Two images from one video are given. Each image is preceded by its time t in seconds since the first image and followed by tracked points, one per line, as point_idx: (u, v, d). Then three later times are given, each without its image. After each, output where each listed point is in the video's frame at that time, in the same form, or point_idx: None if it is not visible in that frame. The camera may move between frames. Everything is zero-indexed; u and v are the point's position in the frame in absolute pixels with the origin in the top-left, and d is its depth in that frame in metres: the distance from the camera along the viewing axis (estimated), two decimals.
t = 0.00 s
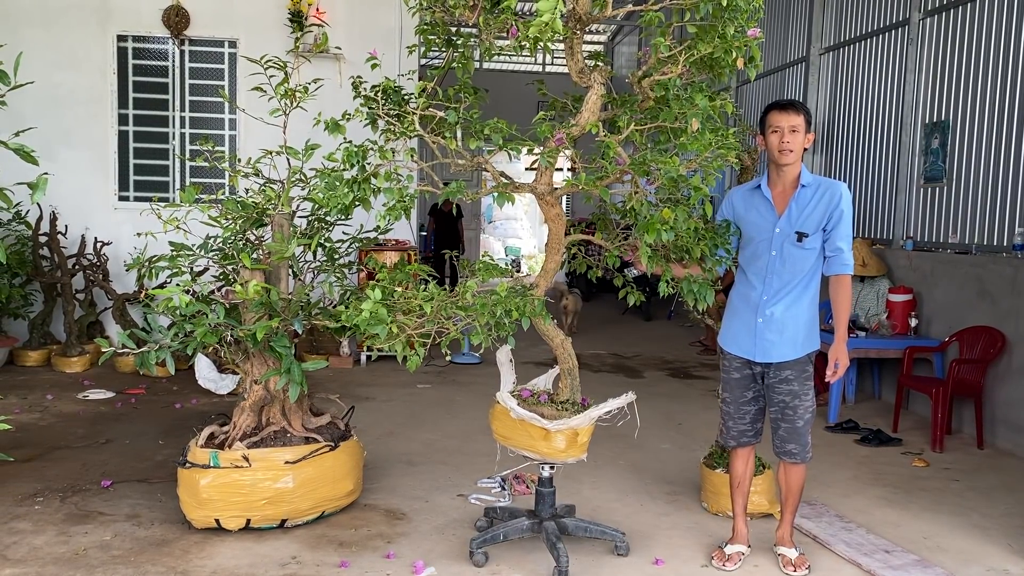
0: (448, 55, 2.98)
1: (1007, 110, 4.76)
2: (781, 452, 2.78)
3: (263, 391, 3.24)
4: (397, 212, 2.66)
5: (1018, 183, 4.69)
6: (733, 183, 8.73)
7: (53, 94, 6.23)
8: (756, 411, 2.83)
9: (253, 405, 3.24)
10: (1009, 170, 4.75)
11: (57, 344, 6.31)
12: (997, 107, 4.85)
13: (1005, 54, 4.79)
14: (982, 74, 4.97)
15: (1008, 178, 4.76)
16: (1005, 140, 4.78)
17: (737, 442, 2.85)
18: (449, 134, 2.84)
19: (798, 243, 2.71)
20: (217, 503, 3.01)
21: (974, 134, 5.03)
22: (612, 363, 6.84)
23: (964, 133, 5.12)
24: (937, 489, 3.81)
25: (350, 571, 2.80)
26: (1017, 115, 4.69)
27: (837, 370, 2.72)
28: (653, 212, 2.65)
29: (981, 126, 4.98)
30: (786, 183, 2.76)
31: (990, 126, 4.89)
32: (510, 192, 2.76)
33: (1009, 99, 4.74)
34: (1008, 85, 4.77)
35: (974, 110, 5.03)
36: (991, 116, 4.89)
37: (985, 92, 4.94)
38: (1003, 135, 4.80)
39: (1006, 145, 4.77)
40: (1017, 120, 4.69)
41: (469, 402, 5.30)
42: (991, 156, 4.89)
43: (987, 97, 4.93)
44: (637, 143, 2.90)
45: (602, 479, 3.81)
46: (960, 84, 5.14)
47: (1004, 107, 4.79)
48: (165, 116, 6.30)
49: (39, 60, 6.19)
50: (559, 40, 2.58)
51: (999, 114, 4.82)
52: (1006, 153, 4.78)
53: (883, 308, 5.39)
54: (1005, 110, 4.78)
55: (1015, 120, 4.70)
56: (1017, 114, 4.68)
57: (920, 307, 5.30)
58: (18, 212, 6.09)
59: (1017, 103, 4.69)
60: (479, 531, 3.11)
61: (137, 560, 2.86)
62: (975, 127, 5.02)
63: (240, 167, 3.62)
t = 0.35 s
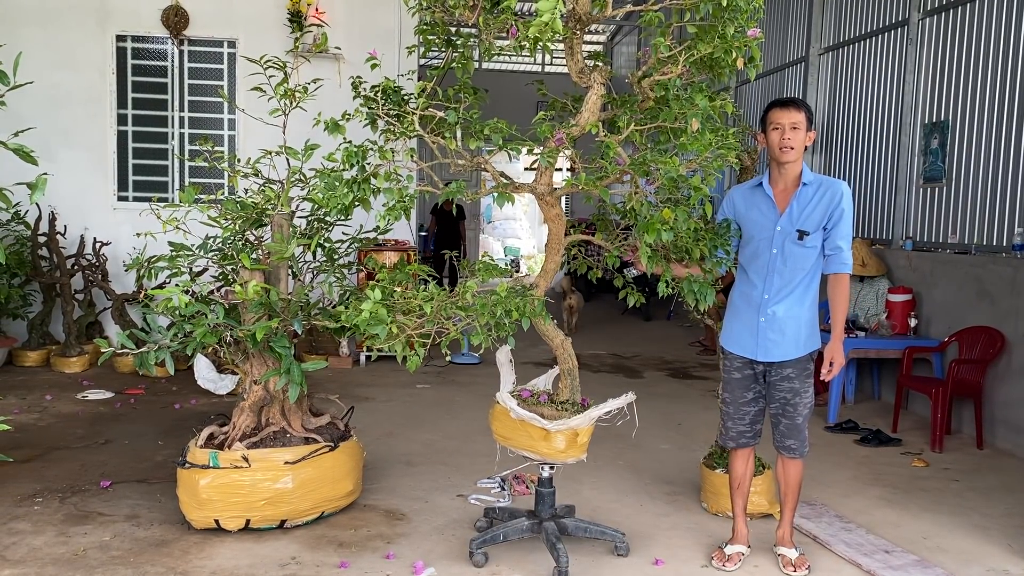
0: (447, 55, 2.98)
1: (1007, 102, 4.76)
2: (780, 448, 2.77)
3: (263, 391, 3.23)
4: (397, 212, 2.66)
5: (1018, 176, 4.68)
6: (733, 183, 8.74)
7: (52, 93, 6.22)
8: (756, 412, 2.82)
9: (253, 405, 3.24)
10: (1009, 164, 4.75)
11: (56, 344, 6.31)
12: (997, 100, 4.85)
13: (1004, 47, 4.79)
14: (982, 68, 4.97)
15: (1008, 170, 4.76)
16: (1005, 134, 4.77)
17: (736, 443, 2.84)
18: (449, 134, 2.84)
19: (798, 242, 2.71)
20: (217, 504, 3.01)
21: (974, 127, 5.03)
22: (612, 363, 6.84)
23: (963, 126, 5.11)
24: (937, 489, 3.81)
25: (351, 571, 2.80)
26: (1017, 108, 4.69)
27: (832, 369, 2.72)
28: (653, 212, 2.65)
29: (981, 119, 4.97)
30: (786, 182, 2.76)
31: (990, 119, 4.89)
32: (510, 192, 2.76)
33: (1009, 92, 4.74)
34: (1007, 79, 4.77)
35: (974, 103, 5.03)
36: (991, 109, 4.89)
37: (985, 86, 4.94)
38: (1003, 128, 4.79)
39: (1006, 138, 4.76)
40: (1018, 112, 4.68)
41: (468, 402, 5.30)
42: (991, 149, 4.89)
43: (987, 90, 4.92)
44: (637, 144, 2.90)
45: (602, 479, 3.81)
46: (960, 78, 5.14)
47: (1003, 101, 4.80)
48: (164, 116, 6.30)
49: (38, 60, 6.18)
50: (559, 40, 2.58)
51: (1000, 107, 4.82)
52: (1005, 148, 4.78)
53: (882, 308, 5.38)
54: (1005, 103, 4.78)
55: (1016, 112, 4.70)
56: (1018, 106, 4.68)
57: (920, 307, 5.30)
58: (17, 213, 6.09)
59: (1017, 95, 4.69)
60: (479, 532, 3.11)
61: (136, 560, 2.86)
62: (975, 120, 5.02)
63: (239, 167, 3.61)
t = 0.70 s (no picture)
0: (447, 56, 2.98)
1: (1007, 92, 4.76)
2: (779, 449, 2.78)
3: (263, 392, 3.23)
4: (397, 213, 2.66)
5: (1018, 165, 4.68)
6: (732, 184, 8.75)
7: (52, 94, 6.22)
8: (755, 413, 2.82)
9: (252, 406, 3.23)
10: (1009, 157, 4.75)
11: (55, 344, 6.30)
12: (996, 91, 4.85)
13: (1003, 36, 4.80)
14: (981, 62, 4.97)
15: (1008, 160, 4.75)
16: (1005, 124, 4.77)
17: (735, 444, 2.84)
18: (450, 135, 2.84)
19: (797, 242, 2.71)
20: (216, 504, 3.01)
21: (974, 116, 5.02)
22: (611, 364, 6.84)
23: (963, 119, 5.11)
24: (937, 489, 3.81)
25: (350, 572, 2.80)
26: (1017, 100, 4.69)
27: (833, 371, 2.71)
28: (653, 213, 2.65)
29: (981, 110, 4.97)
30: (785, 182, 2.76)
31: (990, 110, 4.89)
32: (510, 192, 2.75)
33: (1009, 84, 4.75)
34: (1007, 71, 4.77)
35: (973, 97, 5.03)
36: (991, 99, 4.89)
37: (985, 80, 4.94)
38: (1003, 118, 4.79)
39: (1006, 127, 4.76)
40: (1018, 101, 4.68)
41: (468, 402, 5.30)
42: (991, 138, 4.88)
43: (987, 80, 4.92)
44: (636, 144, 2.89)
45: (601, 479, 3.81)
46: (960, 72, 5.13)
47: (1002, 93, 4.80)
48: (163, 116, 6.29)
49: (38, 61, 6.18)
50: (559, 40, 2.58)
51: (1000, 98, 4.82)
52: (1005, 140, 4.77)
53: (881, 308, 5.39)
54: (1005, 93, 4.78)
55: (1016, 102, 4.70)
56: (1018, 96, 4.68)
57: (919, 307, 5.31)
58: (16, 213, 6.08)
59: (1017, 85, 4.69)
60: (479, 532, 3.10)
61: (136, 561, 2.86)
62: (974, 118, 5.02)
63: (239, 167, 3.61)
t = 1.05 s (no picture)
0: (447, 56, 2.98)
1: (1007, 85, 4.76)
2: (778, 449, 2.78)
3: (261, 393, 3.22)
4: (396, 213, 2.66)
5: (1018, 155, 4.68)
6: (731, 184, 8.75)
7: (51, 94, 6.21)
8: (753, 412, 2.82)
9: (252, 406, 3.23)
10: (1008, 155, 4.75)
11: (54, 344, 6.30)
12: (996, 84, 4.85)
13: (1003, 29, 4.80)
14: (980, 60, 4.97)
15: (1008, 151, 4.75)
16: (1005, 112, 4.77)
17: (733, 444, 2.84)
18: (449, 136, 2.83)
19: (796, 240, 2.71)
20: (215, 505, 3.01)
21: (974, 104, 5.02)
22: (611, 364, 6.84)
23: (962, 117, 5.11)
24: (936, 489, 3.81)
25: (349, 573, 2.79)
26: (1017, 94, 4.69)
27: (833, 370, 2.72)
28: (652, 213, 2.65)
29: (981, 105, 4.97)
30: (785, 181, 2.76)
31: (990, 105, 4.89)
32: (509, 192, 2.75)
33: (1009, 78, 4.75)
34: (1007, 65, 4.77)
35: (972, 94, 5.03)
36: (991, 93, 4.89)
37: (984, 79, 4.95)
38: (1003, 108, 4.79)
39: (1006, 120, 4.76)
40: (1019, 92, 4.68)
41: (467, 402, 5.30)
42: (991, 127, 4.88)
43: (987, 73, 4.92)
44: (636, 144, 2.89)
45: (600, 480, 3.81)
46: (960, 69, 5.13)
47: (1002, 89, 4.81)
48: (162, 116, 6.29)
49: (37, 61, 6.18)
50: (558, 41, 2.58)
51: (999, 92, 4.82)
52: (1005, 135, 4.77)
53: (880, 308, 5.40)
54: (1005, 82, 4.78)
55: (1016, 95, 4.70)
56: (1018, 87, 4.69)
57: (918, 308, 5.31)
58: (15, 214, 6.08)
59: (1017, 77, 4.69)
60: (478, 533, 3.10)
61: (135, 562, 2.85)
62: (974, 116, 5.02)
63: (238, 167, 3.60)
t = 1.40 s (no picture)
0: (445, 56, 2.97)
1: (1006, 83, 4.77)
2: (779, 449, 2.77)
3: (260, 393, 3.22)
4: (395, 212, 2.66)
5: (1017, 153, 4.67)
6: (729, 183, 8.75)
7: (48, 94, 6.21)
8: (754, 412, 2.82)
9: (250, 406, 3.22)
10: (1006, 160, 4.76)
11: (52, 344, 6.29)
12: (994, 83, 4.86)
13: (1002, 28, 4.81)
14: (979, 61, 4.97)
15: (1006, 150, 4.75)
16: (1005, 98, 4.77)
17: (735, 443, 2.84)
18: (448, 135, 2.83)
19: (796, 239, 2.71)
20: (214, 505, 3.00)
21: (974, 91, 5.02)
22: (610, 364, 6.84)
23: (961, 116, 5.12)
24: (935, 489, 3.81)
25: (348, 572, 2.79)
26: (1015, 93, 4.70)
27: (833, 370, 2.71)
28: (652, 212, 2.65)
29: (979, 104, 4.97)
30: (784, 180, 2.76)
31: (989, 104, 4.89)
32: (508, 191, 2.74)
33: (1007, 77, 4.75)
34: (1005, 64, 4.77)
35: (971, 87, 5.03)
36: (990, 93, 4.89)
37: (983, 80, 4.95)
38: (1003, 93, 4.79)
39: (1005, 118, 4.76)
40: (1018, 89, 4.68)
41: (465, 402, 5.30)
42: (991, 113, 4.87)
43: (985, 72, 4.93)
44: (635, 143, 2.88)
45: (599, 479, 3.81)
46: (959, 67, 5.13)
47: (1001, 88, 4.81)
48: (161, 116, 6.29)
49: (35, 60, 6.17)
50: (557, 40, 2.58)
51: (998, 91, 4.82)
52: (1003, 135, 4.78)
53: (879, 308, 5.40)
54: (1006, 69, 4.77)
55: (1015, 93, 4.70)
56: (1017, 85, 4.69)
57: (917, 308, 5.32)
58: (13, 213, 6.07)
59: (1016, 76, 4.69)
60: (477, 533, 3.10)
61: (133, 561, 2.85)
62: (973, 111, 5.02)
63: (236, 167, 3.59)
